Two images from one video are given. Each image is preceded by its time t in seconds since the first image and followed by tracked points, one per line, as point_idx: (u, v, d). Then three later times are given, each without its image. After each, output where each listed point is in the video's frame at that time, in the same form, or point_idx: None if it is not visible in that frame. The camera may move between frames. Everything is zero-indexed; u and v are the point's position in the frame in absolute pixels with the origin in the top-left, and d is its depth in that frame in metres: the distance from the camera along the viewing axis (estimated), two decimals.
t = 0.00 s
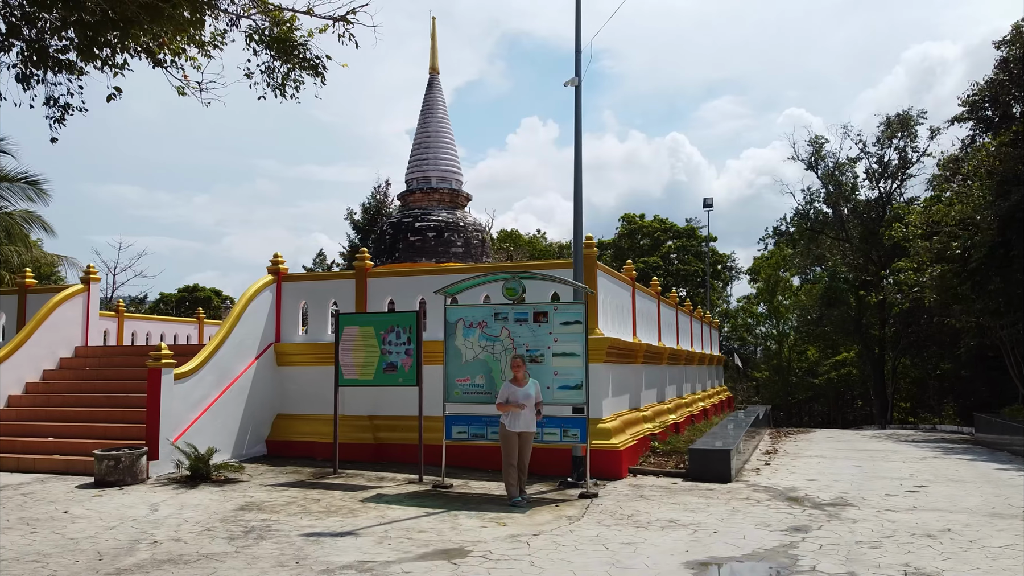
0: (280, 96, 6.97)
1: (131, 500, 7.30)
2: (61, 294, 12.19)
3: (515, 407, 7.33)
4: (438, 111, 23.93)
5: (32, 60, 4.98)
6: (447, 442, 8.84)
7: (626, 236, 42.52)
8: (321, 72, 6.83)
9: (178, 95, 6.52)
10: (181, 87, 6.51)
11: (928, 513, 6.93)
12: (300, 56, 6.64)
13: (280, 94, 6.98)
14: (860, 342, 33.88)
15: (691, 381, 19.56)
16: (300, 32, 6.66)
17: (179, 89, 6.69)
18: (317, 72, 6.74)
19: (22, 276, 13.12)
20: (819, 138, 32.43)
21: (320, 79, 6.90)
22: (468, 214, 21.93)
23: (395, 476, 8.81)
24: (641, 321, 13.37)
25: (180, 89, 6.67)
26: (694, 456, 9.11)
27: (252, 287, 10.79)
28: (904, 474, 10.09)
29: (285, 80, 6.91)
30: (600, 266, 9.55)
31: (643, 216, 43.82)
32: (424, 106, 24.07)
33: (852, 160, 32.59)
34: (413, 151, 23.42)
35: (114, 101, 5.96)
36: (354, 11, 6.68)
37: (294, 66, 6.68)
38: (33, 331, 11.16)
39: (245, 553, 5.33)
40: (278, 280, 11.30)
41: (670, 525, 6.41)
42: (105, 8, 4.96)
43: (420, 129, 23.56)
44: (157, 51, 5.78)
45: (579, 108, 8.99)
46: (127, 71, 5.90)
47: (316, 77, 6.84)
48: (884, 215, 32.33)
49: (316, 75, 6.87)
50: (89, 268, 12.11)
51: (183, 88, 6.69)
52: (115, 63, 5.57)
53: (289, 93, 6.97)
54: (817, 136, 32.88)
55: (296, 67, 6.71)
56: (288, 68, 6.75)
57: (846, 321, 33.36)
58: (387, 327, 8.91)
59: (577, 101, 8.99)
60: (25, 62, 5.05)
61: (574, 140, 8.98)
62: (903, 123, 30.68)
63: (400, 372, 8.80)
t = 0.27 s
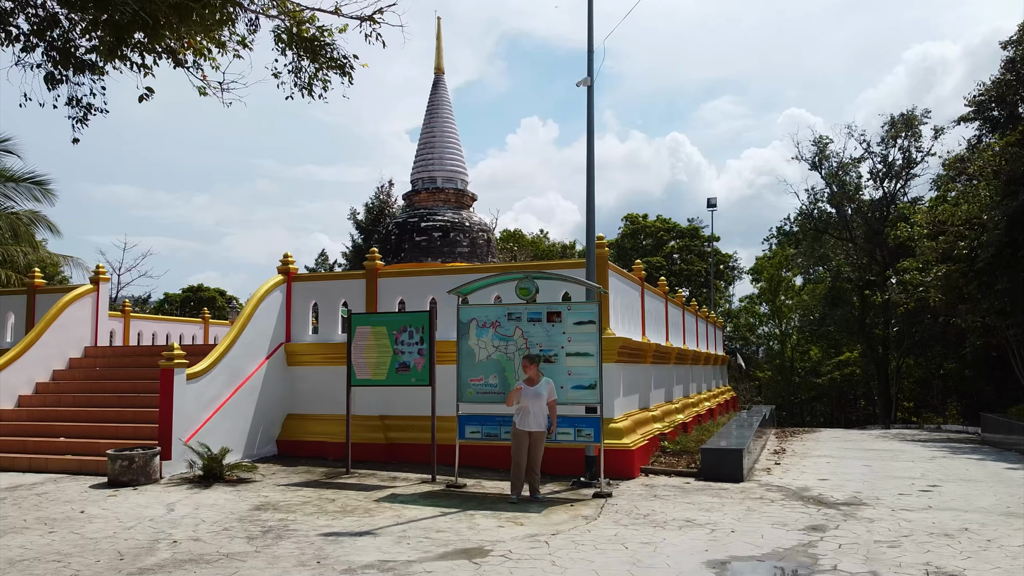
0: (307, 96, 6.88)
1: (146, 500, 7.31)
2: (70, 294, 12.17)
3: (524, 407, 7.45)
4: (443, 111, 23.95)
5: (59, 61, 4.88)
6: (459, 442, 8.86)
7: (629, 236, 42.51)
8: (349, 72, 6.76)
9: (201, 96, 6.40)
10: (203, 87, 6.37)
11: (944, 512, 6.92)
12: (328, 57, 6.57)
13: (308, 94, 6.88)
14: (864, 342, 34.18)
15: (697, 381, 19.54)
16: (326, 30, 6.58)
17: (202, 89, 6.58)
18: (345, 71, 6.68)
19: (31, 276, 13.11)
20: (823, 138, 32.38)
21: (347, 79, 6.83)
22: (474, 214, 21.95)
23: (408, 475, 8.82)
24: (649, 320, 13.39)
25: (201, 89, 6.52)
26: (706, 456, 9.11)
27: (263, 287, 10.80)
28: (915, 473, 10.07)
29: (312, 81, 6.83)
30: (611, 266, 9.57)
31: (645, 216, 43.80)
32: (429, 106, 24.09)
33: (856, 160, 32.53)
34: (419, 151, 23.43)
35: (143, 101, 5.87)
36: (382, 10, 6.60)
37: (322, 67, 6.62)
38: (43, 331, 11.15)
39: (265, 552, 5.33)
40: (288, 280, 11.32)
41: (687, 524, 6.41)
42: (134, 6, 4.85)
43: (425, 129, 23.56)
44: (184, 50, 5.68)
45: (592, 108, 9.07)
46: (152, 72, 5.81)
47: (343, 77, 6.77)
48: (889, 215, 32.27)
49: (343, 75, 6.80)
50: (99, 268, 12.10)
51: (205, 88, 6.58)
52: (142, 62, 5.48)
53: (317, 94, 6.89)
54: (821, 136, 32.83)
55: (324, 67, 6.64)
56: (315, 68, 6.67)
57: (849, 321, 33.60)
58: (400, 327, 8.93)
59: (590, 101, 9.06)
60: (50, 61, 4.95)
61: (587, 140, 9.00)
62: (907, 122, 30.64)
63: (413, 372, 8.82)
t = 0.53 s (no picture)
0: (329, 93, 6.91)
1: (156, 500, 7.29)
2: (74, 293, 12.11)
3: (524, 405, 7.57)
4: (444, 111, 23.95)
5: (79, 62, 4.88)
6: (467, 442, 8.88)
7: (628, 236, 42.58)
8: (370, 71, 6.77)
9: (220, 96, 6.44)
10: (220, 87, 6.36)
11: (954, 511, 6.93)
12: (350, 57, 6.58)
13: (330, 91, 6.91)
14: (862, 341, 34.23)
15: (698, 381, 19.57)
16: (346, 29, 6.56)
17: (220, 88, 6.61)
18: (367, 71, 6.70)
19: (34, 275, 13.07)
20: (822, 138, 32.45)
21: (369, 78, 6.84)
22: (475, 214, 21.95)
23: (415, 475, 8.83)
24: (653, 319, 13.40)
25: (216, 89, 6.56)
26: (713, 455, 9.12)
27: (268, 287, 10.79)
28: (921, 473, 10.09)
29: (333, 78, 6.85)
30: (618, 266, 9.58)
31: (644, 216, 43.85)
32: (430, 106, 24.09)
33: (854, 161, 32.61)
34: (419, 151, 23.43)
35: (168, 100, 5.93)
36: (405, 12, 6.58)
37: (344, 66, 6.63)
38: (47, 331, 11.09)
39: (280, 553, 5.33)
40: (293, 280, 11.31)
41: (699, 524, 6.42)
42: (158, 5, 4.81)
43: (426, 129, 23.56)
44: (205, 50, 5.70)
45: (599, 107, 9.07)
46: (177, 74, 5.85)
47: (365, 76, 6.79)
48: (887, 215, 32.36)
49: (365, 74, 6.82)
50: (103, 267, 12.05)
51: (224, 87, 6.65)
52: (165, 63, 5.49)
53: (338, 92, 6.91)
54: (820, 136, 32.90)
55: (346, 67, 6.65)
56: (337, 68, 6.69)
57: (848, 321, 33.76)
58: (407, 327, 8.94)
59: (597, 101, 9.07)
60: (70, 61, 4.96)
61: (595, 140, 8.99)
62: (906, 123, 30.72)
63: (420, 372, 8.83)
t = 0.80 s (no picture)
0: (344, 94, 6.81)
1: (159, 500, 7.25)
2: (70, 293, 12.01)
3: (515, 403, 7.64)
4: (439, 111, 23.94)
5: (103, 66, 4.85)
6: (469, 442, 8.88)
7: (620, 236, 42.64)
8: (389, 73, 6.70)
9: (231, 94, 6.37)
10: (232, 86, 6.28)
11: (956, 509, 6.99)
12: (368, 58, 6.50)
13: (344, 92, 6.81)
14: (853, 341, 34.02)
15: (693, 381, 19.61)
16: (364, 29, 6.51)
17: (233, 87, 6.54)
18: (385, 71, 6.65)
19: (29, 274, 12.96)
20: (814, 139, 32.65)
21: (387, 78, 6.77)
22: (470, 214, 21.94)
23: (418, 475, 8.82)
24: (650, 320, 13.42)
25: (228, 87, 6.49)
26: (714, 455, 9.17)
27: (267, 287, 10.75)
28: (918, 471, 10.17)
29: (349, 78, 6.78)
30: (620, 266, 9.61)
31: (636, 216, 43.95)
32: (425, 105, 24.07)
33: (846, 162, 32.82)
34: (414, 151, 23.41)
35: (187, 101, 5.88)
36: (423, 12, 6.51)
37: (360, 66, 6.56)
38: (43, 330, 11.00)
39: (290, 552, 5.31)
40: (292, 279, 11.28)
41: (705, 523, 6.45)
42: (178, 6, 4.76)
43: (421, 129, 23.55)
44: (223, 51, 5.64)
45: (601, 109, 9.14)
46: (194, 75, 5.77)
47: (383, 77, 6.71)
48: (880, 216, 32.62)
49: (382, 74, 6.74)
50: (99, 266, 11.97)
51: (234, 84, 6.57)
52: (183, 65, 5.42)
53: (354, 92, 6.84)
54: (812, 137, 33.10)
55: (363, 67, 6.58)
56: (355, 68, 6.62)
57: (840, 322, 33.54)
58: (409, 326, 8.94)
59: (599, 102, 9.14)
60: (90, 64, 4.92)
61: (597, 141, 9.05)
62: (897, 124, 30.95)
63: (422, 371, 8.83)
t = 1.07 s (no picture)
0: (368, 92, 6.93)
1: (170, 500, 7.25)
2: (75, 293, 11.98)
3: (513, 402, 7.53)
4: (440, 111, 23.95)
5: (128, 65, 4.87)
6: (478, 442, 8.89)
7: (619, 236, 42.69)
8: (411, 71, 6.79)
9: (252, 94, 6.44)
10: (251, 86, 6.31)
11: (967, 508, 7.01)
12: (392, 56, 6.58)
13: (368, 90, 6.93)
14: (852, 342, 34.13)
15: (694, 380, 19.66)
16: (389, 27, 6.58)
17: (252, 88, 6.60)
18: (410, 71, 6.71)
19: (33, 274, 12.94)
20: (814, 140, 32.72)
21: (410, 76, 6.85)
22: (472, 214, 21.95)
23: (427, 475, 8.83)
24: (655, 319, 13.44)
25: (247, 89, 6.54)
26: (722, 454, 9.19)
27: (274, 287, 10.76)
28: (924, 470, 10.20)
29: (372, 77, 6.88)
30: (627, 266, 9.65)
31: (635, 216, 44.00)
32: (426, 105, 24.08)
33: (845, 162, 32.90)
34: (416, 151, 23.42)
35: (214, 101, 5.98)
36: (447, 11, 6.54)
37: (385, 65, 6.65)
38: (49, 330, 10.97)
39: (308, 552, 5.32)
40: (299, 279, 11.29)
41: (718, 521, 6.47)
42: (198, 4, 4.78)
43: (423, 129, 23.56)
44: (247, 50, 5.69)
45: (610, 109, 9.18)
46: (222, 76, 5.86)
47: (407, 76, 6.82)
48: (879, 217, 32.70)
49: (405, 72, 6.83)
50: (105, 266, 11.95)
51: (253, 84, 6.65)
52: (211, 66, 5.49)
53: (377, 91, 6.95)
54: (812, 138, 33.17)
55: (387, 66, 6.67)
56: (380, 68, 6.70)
57: (839, 322, 33.59)
58: (418, 326, 8.94)
59: (608, 103, 9.18)
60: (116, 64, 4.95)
61: (605, 141, 9.12)
62: (896, 125, 31.02)
63: (432, 371, 8.85)
